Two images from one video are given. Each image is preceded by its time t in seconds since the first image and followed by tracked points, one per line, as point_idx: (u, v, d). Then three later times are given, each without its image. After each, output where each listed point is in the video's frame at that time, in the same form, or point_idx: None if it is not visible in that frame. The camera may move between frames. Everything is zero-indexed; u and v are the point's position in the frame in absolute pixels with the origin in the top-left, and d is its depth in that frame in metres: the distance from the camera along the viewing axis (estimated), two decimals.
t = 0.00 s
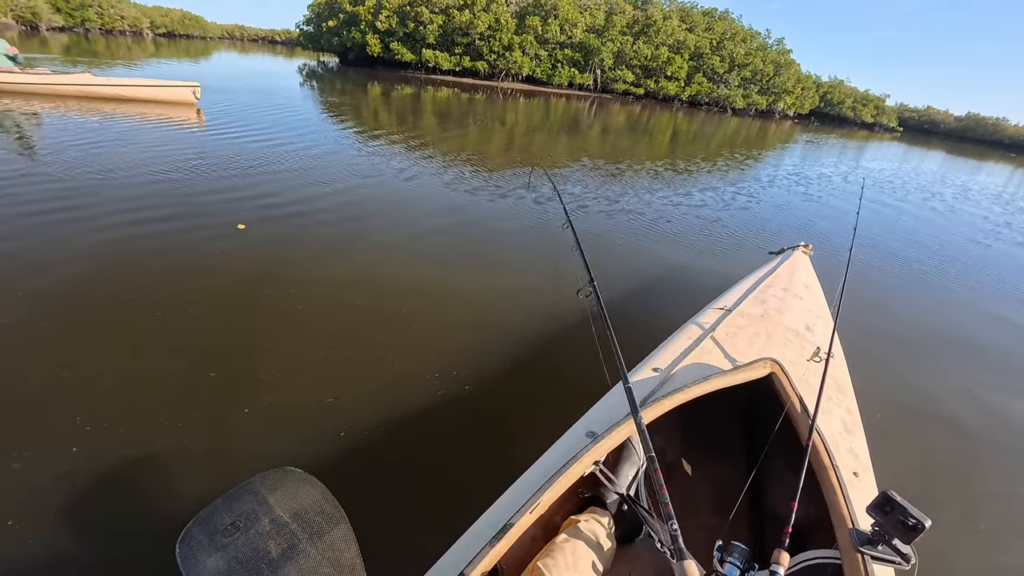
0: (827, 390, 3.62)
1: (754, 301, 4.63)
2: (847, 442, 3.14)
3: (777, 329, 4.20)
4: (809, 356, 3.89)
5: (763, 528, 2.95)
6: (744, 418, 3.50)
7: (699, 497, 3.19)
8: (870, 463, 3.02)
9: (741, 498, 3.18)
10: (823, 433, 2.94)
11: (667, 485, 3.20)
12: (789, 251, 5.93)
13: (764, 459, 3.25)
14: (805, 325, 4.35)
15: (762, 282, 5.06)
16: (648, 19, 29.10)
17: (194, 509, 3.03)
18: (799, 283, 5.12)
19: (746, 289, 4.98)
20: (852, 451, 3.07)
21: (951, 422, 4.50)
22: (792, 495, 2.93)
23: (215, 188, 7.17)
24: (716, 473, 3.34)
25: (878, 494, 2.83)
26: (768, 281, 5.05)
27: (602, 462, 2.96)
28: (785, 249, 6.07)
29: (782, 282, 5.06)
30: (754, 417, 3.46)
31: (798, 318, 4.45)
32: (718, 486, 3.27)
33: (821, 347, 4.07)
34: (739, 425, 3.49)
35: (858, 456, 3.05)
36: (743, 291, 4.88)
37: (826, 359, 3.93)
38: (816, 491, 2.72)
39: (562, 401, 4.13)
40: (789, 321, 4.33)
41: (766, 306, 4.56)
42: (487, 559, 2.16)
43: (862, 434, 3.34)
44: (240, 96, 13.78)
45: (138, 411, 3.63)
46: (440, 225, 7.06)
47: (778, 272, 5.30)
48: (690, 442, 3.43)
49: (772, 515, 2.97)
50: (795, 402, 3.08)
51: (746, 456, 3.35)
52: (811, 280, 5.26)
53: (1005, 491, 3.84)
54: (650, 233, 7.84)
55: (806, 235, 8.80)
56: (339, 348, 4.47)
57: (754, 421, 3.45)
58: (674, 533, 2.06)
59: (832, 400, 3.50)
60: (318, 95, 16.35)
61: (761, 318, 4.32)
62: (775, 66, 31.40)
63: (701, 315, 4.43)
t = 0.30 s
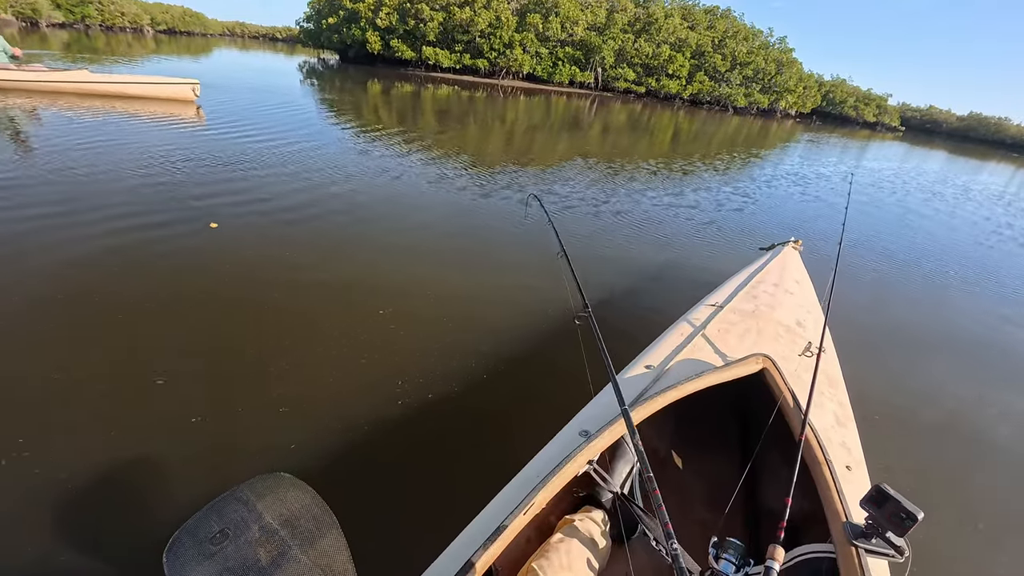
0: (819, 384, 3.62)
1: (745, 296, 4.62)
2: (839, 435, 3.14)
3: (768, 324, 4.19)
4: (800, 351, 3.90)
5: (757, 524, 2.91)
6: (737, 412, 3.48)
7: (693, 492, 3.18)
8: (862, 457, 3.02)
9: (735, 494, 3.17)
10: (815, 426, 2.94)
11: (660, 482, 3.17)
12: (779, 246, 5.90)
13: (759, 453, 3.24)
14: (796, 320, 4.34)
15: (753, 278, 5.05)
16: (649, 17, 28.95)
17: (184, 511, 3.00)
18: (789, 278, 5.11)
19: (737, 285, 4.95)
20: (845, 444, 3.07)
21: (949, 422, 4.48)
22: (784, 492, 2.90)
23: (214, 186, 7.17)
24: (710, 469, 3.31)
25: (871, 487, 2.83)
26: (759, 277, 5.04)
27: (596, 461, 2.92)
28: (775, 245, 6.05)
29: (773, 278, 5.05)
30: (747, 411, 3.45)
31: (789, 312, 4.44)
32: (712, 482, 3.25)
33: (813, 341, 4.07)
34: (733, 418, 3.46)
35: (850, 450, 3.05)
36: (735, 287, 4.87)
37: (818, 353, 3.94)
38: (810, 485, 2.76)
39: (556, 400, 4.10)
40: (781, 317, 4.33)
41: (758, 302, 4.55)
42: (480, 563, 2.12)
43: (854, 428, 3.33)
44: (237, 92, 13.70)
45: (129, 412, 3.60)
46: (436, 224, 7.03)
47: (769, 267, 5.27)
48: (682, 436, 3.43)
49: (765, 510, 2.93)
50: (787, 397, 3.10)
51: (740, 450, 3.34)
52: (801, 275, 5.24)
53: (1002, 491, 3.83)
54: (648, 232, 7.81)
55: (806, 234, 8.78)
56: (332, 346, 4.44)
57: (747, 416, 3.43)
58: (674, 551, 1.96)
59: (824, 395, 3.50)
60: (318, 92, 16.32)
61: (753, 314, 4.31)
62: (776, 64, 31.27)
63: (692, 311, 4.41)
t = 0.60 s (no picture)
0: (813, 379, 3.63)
1: (739, 292, 4.60)
2: (834, 430, 3.14)
3: (762, 319, 4.19)
4: (795, 346, 3.89)
5: (753, 519, 2.92)
6: (730, 409, 3.50)
7: (688, 488, 3.17)
8: (855, 452, 3.02)
9: (729, 490, 3.15)
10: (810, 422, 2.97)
11: (655, 477, 3.16)
12: (771, 241, 5.87)
13: (753, 449, 3.23)
14: (789, 315, 4.34)
15: (746, 273, 5.03)
16: (653, 14, 28.78)
17: (178, 509, 3.01)
18: (782, 273, 5.09)
19: (731, 280, 4.93)
20: (839, 439, 3.07)
21: (947, 423, 4.48)
22: (780, 485, 2.91)
23: (214, 181, 7.19)
24: (704, 466, 3.30)
25: (864, 482, 2.82)
26: (752, 272, 5.02)
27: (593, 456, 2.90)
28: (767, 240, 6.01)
29: (766, 273, 5.03)
30: (741, 408, 3.47)
31: (783, 308, 4.44)
32: (707, 477, 3.24)
33: (807, 336, 4.06)
34: (727, 414, 3.47)
35: (843, 444, 3.04)
36: (729, 282, 4.86)
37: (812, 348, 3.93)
38: (805, 479, 2.75)
39: (550, 400, 4.10)
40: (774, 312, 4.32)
41: (751, 297, 4.54)
42: (478, 561, 2.12)
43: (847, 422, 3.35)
44: (236, 88, 13.66)
45: (123, 409, 3.61)
46: (434, 221, 7.03)
47: (762, 262, 5.25)
48: (678, 432, 3.39)
49: (760, 504, 2.95)
50: (782, 391, 3.14)
51: (734, 446, 3.34)
52: (794, 271, 5.22)
53: (1000, 492, 3.84)
54: (647, 231, 7.79)
55: (806, 234, 8.76)
56: (328, 344, 4.45)
57: (741, 412, 3.44)
58: (662, 542, 1.99)
59: (818, 389, 3.50)
60: (319, 88, 16.30)
61: (747, 309, 4.30)
62: (780, 62, 31.08)
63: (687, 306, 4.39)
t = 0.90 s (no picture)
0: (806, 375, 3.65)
1: (734, 288, 4.60)
2: (827, 425, 3.18)
3: (757, 315, 4.20)
4: (788, 343, 3.91)
5: (746, 514, 2.99)
6: (724, 404, 3.49)
7: (683, 484, 3.22)
8: (847, 446, 3.08)
9: (724, 486, 3.21)
10: (803, 418, 2.97)
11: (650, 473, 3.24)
12: (766, 239, 5.85)
13: (746, 446, 3.25)
14: (784, 311, 4.35)
15: (741, 269, 5.02)
16: (658, 12, 28.61)
17: (177, 504, 3.05)
18: (776, 270, 5.08)
19: (726, 277, 4.93)
20: (831, 434, 3.11)
21: (947, 425, 4.49)
22: (774, 481, 2.95)
23: (220, 176, 7.24)
24: (699, 462, 3.34)
25: (856, 475, 2.89)
26: (747, 269, 5.01)
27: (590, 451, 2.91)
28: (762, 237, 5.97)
29: (761, 270, 5.01)
30: (735, 404, 3.43)
31: (777, 305, 4.44)
32: (702, 472, 3.29)
33: (801, 333, 4.08)
34: (721, 410, 3.47)
35: (836, 439, 3.09)
36: (723, 278, 4.86)
37: (806, 345, 3.96)
38: (798, 474, 2.79)
39: (548, 396, 4.16)
40: (769, 309, 4.33)
41: (746, 293, 4.54)
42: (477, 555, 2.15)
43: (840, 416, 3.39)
44: (239, 82, 13.64)
45: (133, 398, 3.71)
46: (434, 219, 7.04)
47: (757, 259, 5.24)
48: (672, 429, 3.44)
49: (754, 499, 3.01)
50: (776, 387, 3.11)
51: (728, 442, 3.35)
52: (789, 268, 5.21)
53: (998, 494, 3.86)
54: (648, 230, 7.79)
55: (810, 234, 8.73)
56: (326, 340, 4.47)
57: (734, 408, 3.43)
58: (668, 515, 2.00)
59: (812, 385, 3.53)
60: (323, 84, 16.31)
61: (742, 306, 4.31)
62: (786, 62, 30.84)
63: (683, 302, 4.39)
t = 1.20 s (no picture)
0: (800, 372, 3.66)
1: (730, 285, 4.60)
2: (820, 422, 3.21)
3: (752, 313, 4.20)
4: (784, 340, 3.92)
5: (740, 510, 3.02)
6: (720, 402, 3.53)
7: (679, 478, 3.22)
8: (840, 442, 3.12)
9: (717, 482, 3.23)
10: (797, 415, 3.04)
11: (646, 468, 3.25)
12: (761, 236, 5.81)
13: (741, 441, 3.29)
14: (779, 309, 4.34)
15: (736, 267, 5.00)
16: (665, 10, 28.39)
17: (174, 498, 3.07)
18: (772, 268, 5.06)
19: (721, 274, 4.92)
20: (825, 430, 3.14)
21: (946, 431, 4.49)
22: (768, 476, 3.00)
23: (224, 169, 7.27)
24: (693, 458, 3.34)
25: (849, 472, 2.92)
26: (742, 266, 5.00)
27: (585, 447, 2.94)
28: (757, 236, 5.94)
29: (756, 268, 5.00)
30: (730, 401, 3.50)
31: (772, 302, 4.43)
32: (697, 468, 3.29)
33: (796, 331, 4.08)
34: (716, 407, 3.52)
35: (830, 435, 3.13)
36: (719, 275, 4.85)
37: (801, 342, 3.97)
38: (793, 469, 2.85)
39: (546, 392, 4.20)
40: (764, 306, 4.32)
41: (742, 291, 4.53)
42: (475, 549, 2.18)
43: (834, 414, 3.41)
44: (243, 76, 13.67)
45: (136, 387, 3.75)
46: (435, 215, 7.04)
47: (752, 256, 5.23)
48: (669, 425, 3.44)
49: (748, 495, 3.04)
50: (771, 384, 3.17)
51: (723, 438, 3.38)
52: (784, 266, 5.19)
53: (994, 500, 3.89)
54: (649, 229, 7.76)
55: (812, 236, 8.72)
56: (323, 336, 4.49)
57: (730, 405, 3.47)
58: (659, 501, 2.00)
59: (806, 382, 3.55)
60: (327, 79, 16.32)
61: (737, 303, 4.30)
62: (794, 62, 30.60)
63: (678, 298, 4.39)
